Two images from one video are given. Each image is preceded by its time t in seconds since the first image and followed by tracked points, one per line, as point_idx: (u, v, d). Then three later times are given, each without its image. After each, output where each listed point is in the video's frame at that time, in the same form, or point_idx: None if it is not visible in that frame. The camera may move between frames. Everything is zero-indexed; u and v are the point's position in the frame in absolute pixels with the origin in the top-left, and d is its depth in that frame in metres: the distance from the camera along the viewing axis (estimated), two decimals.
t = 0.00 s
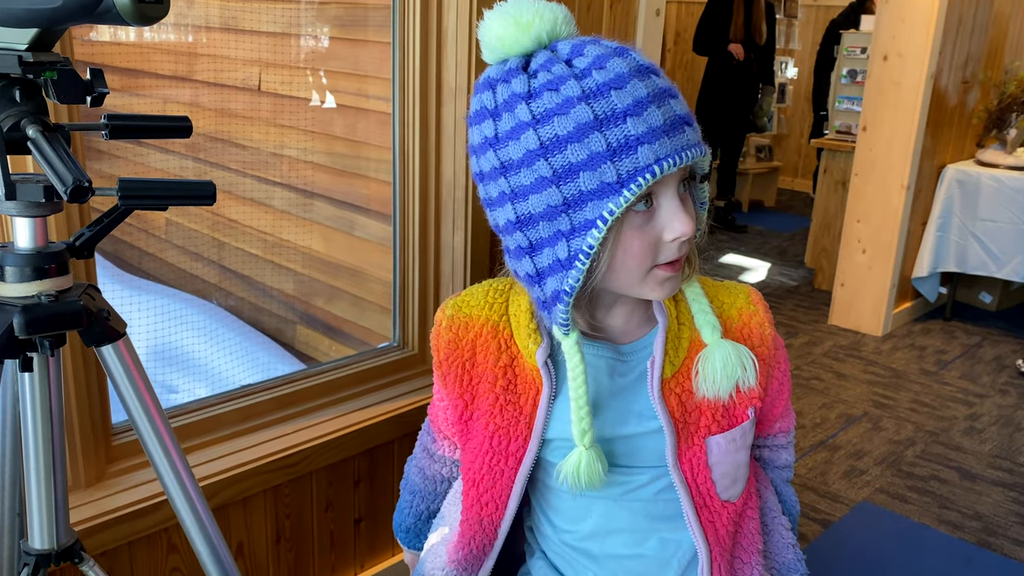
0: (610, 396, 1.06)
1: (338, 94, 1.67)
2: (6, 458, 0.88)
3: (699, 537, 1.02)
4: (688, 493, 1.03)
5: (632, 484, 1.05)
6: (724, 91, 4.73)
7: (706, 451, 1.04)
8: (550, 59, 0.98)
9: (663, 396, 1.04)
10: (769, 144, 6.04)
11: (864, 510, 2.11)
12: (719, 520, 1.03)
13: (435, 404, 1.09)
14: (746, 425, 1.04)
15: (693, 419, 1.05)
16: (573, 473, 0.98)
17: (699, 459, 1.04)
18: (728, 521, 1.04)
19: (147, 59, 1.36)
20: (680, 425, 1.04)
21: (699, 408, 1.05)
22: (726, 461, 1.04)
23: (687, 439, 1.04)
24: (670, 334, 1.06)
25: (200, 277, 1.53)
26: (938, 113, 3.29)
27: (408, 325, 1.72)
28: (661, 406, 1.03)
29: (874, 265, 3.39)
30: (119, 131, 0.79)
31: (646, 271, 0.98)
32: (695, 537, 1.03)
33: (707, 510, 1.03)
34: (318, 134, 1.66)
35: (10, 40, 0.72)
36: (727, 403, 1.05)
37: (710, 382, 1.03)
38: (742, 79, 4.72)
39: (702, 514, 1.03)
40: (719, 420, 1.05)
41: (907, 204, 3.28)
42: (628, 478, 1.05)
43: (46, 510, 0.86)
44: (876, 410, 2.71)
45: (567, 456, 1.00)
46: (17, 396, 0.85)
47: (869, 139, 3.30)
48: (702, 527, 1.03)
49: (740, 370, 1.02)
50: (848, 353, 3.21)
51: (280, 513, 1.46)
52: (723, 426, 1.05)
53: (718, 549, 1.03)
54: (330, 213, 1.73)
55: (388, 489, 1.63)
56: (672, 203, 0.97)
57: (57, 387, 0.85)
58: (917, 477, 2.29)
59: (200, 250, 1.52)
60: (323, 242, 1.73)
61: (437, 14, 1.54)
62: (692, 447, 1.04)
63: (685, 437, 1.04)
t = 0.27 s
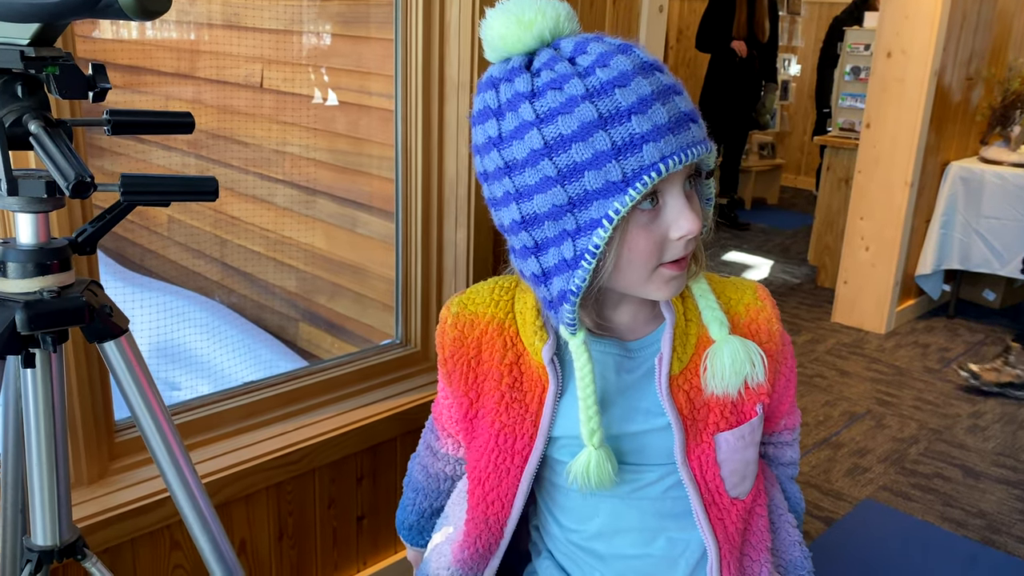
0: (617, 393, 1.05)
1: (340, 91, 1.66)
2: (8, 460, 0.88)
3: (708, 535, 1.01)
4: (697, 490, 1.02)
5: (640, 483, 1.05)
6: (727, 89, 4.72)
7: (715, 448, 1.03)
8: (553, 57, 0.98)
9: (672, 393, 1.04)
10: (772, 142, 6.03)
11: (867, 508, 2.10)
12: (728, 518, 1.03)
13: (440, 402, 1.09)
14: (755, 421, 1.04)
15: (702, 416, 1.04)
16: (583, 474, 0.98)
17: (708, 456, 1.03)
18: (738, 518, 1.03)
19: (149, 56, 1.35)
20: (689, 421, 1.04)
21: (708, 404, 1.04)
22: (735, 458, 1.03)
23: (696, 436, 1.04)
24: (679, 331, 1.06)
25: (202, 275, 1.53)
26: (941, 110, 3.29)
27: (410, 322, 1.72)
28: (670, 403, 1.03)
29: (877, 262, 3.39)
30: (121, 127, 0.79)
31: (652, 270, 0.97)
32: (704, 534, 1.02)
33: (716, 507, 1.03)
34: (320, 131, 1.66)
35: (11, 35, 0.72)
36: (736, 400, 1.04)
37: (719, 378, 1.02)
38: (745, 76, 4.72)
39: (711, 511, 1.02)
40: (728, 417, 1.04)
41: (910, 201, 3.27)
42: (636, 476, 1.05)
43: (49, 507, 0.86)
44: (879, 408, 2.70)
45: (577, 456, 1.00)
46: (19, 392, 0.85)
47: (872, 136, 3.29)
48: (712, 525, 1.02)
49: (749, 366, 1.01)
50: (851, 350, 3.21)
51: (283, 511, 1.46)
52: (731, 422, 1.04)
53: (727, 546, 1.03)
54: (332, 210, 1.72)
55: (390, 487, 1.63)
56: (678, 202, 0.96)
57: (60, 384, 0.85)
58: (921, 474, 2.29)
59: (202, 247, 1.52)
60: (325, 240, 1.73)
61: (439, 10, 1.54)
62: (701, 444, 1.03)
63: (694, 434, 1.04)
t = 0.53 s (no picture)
0: (625, 391, 1.05)
1: (344, 89, 1.65)
2: (15, 458, 0.88)
3: (717, 533, 1.02)
4: (706, 489, 1.02)
5: (649, 481, 1.05)
6: (731, 87, 4.71)
7: (724, 447, 1.03)
8: (560, 54, 0.97)
9: (681, 391, 1.04)
10: (777, 139, 6.02)
11: (872, 506, 2.10)
12: (737, 516, 1.03)
13: (448, 399, 1.09)
14: (764, 420, 1.04)
15: (712, 414, 1.04)
16: (590, 473, 0.98)
17: (717, 455, 1.03)
18: (747, 517, 1.03)
19: (153, 53, 1.35)
20: (698, 420, 1.04)
21: (718, 402, 1.04)
22: (744, 457, 1.03)
23: (705, 434, 1.04)
24: (688, 329, 1.05)
25: (207, 272, 1.53)
26: (946, 107, 3.27)
27: (414, 320, 1.72)
28: (680, 401, 1.03)
29: (882, 260, 3.38)
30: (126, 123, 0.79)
31: (660, 267, 0.97)
32: (714, 533, 1.02)
33: (725, 506, 1.03)
34: (325, 129, 1.65)
35: (18, 30, 0.72)
36: (745, 398, 1.04)
37: (729, 376, 1.02)
38: (750, 74, 4.71)
39: (720, 509, 1.03)
40: (737, 415, 1.04)
41: (915, 199, 3.25)
42: (645, 474, 1.05)
43: (54, 502, 0.86)
44: (884, 406, 2.70)
45: (585, 455, 1.00)
46: (25, 388, 0.85)
47: (877, 133, 3.28)
48: (721, 523, 1.02)
49: (759, 364, 1.01)
50: (856, 348, 3.20)
51: (288, 507, 1.46)
52: (741, 421, 1.04)
53: (736, 545, 1.03)
54: (337, 207, 1.72)
55: (395, 484, 1.63)
56: (686, 199, 0.96)
57: (65, 380, 0.85)
58: (926, 473, 2.28)
59: (206, 244, 1.52)
60: (329, 237, 1.72)
61: (443, 6, 1.54)
62: (710, 443, 1.04)
63: (704, 432, 1.04)
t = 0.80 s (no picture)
0: (635, 390, 1.05)
1: (349, 87, 1.65)
2: (19, 456, 0.88)
3: (728, 534, 1.01)
4: (716, 490, 1.02)
5: (658, 481, 1.04)
6: (737, 85, 4.70)
7: (734, 447, 1.03)
8: (566, 50, 0.97)
9: (691, 392, 1.03)
10: (782, 138, 6.01)
11: (878, 505, 2.09)
12: (748, 516, 1.03)
13: (456, 397, 1.08)
14: (774, 420, 1.03)
15: (722, 415, 1.04)
16: (597, 472, 0.97)
17: (728, 455, 1.03)
18: (757, 517, 1.03)
19: (159, 51, 1.35)
20: (708, 420, 1.03)
21: (728, 403, 1.04)
22: (754, 457, 1.03)
23: (715, 435, 1.03)
24: (698, 328, 1.05)
25: (211, 269, 1.53)
26: (953, 105, 3.26)
27: (419, 318, 1.72)
28: (690, 401, 1.02)
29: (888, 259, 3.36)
30: (131, 117, 0.79)
31: (667, 265, 0.96)
32: (724, 534, 1.02)
33: (736, 507, 1.02)
34: (329, 126, 1.65)
35: (23, 24, 0.72)
36: (756, 398, 1.03)
37: (739, 377, 1.01)
38: (756, 72, 4.69)
39: (731, 510, 1.02)
40: (748, 416, 1.04)
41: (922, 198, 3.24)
42: (655, 474, 1.05)
43: (58, 498, 0.86)
44: (891, 405, 2.68)
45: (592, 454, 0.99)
46: (29, 383, 0.85)
47: (883, 132, 3.27)
48: (731, 524, 1.02)
49: (770, 364, 1.00)
50: (862, 347, 3.19)
51: (293, 504, 1.46)
52: (751, 421, 1.04)
53: (747, 545, 1.02)
54: (342, 206, 1.73)
55: (400, 481, 1.63)
56: (693, 196, 0.95)
57: (70, 375, 0.85)
58: (933, 472, 2.27)
59: (211, 241, 1.52)
60: (334, 235, 1.73)
61: (449, 3, 1.53)
62: (720, 443, 1.03)
63: (714, 433, 1.03)
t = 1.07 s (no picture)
0: (654, 401, 1.05)
1: (357, 89, 1.65)
2: (30, 455, 0.89)
3: (746, 547, 1.01)
4: (735, 503, 1.02)
5: (677, 492, 1.04)
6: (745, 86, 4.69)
7: (754, 460, 1.03)
8: (590, 53, 0.96)
9: (712, 405, 1.03)
10: (790, 139, 6.00)
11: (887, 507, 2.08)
12: (766, 529, 1.02)
13: (471, 406, 1.07)
14: (794, 433, 1.03)
15: (742, 428, 1.03)
16: (613, 481, 0.97)
17: (748, 468, 1.02)
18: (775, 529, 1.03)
19: (168, 53, 1.36)
20: (728, 433, 1.03)
21: (749, 416, 1.03)
22: (774, 470, 1.02)
23: (735, 448, 1.03)
24: (718, 340, 1.05)
25: (220, 271, 1.54)
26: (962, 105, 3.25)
27: (426, 318, 1.73)
28: (710, 414, 1.02)
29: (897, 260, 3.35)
30: (140, 118, 0.79)
31: (689, 272, 0.96)
32: (743, 546, 1.02)
33: (754, 519, 1.02)
34: (336, 128, 1.65)
35: (33, 26, 0.72)
36: (776, 412, 1.03)
37: (761, 391, 1.01)
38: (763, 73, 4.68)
39: (749, 523, 1.02)
40: (768, 429, 1.03)
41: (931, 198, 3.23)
42: (673, 486, 1.04)
43: (68, 498, 0.87)
44: (899, 406, 2.68)
45: (608, 463, 0.99)
46: (40, 383, 0.85)
47: (892, 132, 3.26)
48: (750, 537, 1.02)
49: (792, 377, 1.00)
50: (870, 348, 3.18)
51: (301, 504, 1.46)
52: (771, 434, 1.03)
53: (765, 558, 1.02)
54: (350, 206, 1.73)
55: (407, 481, 1.63)
56: (716, 203, 0.94)
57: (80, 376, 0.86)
58: (941, 473, 2.26)
59: (220, 243, 1.53)
60: (343, 236, 1.73)
61: (456, 3, 1.53)
62: (740, 456, 1.03)
63: (734, 446, 1.03)
